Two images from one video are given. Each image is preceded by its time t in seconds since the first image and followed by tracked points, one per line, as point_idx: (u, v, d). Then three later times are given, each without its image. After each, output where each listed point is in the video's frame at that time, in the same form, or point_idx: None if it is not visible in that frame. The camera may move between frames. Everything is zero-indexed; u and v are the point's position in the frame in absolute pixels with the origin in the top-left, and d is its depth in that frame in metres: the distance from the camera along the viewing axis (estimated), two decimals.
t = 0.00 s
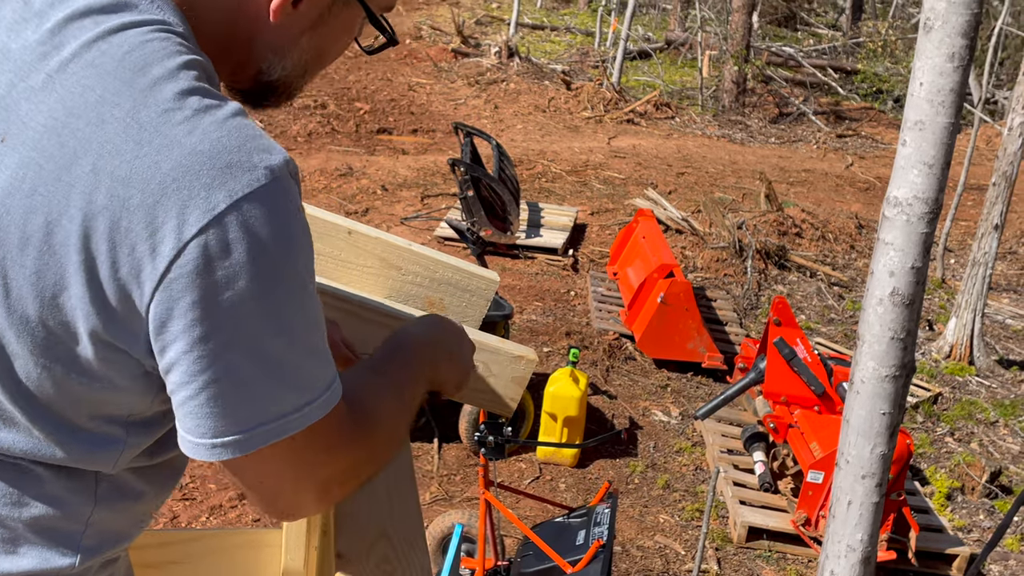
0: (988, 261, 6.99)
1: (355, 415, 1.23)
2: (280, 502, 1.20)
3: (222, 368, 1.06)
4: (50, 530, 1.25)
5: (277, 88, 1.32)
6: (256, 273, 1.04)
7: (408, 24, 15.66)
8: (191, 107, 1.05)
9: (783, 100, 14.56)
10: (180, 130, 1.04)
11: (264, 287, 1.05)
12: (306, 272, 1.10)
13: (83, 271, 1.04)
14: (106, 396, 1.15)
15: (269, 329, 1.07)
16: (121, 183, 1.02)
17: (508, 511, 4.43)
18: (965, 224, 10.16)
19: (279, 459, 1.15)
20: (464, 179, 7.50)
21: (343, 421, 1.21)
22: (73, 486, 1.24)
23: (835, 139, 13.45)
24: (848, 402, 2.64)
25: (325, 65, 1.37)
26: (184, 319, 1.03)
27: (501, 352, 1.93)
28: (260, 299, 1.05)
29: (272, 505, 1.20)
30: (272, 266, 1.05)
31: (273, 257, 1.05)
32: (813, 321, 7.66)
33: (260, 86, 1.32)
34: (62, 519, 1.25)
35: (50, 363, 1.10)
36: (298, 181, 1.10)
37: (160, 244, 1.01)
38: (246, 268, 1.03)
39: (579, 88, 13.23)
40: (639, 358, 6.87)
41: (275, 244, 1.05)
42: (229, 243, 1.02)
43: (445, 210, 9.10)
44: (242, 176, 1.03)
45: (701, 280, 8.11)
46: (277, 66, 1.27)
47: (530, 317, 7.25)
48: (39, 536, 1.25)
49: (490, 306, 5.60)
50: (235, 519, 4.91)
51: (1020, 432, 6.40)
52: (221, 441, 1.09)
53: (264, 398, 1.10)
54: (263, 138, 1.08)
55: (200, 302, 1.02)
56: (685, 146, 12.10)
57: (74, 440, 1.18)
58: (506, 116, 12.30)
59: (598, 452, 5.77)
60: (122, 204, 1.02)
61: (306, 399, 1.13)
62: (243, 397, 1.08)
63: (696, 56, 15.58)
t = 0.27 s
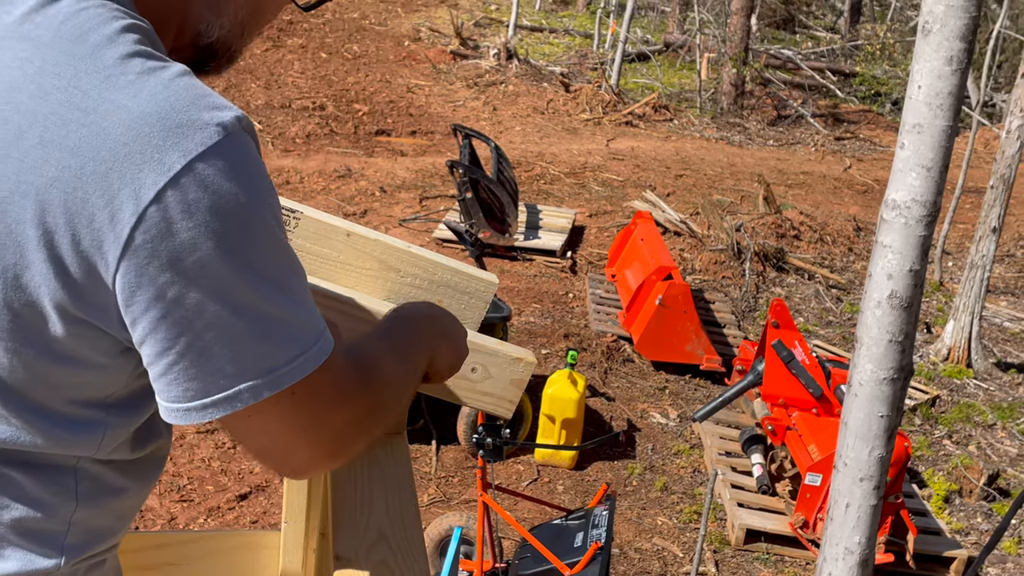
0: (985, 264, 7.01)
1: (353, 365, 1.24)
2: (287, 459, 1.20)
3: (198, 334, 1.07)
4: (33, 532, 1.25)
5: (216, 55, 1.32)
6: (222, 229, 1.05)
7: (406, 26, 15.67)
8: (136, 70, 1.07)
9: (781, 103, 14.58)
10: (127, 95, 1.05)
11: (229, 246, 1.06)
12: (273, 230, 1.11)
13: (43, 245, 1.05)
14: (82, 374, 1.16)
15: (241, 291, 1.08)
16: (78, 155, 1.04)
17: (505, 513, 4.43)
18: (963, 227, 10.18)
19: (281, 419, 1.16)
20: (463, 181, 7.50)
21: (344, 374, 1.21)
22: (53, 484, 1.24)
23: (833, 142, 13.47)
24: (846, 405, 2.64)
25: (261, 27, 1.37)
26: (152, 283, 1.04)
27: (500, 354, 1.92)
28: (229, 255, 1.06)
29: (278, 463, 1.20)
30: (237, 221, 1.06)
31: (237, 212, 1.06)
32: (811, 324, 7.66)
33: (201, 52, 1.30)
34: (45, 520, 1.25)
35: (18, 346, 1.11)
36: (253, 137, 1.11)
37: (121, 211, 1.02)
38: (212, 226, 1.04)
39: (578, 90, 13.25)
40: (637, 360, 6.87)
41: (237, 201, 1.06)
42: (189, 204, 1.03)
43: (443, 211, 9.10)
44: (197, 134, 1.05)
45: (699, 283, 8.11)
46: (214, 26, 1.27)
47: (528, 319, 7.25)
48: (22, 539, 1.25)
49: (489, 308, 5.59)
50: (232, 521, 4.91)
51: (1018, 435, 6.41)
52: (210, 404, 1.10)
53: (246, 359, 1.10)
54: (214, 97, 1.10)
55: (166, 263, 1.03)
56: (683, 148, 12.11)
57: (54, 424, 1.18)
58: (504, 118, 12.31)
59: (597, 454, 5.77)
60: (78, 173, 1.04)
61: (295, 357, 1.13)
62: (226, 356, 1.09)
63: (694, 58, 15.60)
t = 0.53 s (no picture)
0: (984, 266, 7.03)
1: (336, 322, 1.26)
2: (278, 417, 1.22)
3: (166, 297, 1.09)
4: (13, 533, 1.26)
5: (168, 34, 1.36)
6: (181, 186, 1.07)
7: (405, 27, 15.65)
8: (80, 36, 1.11)
9: (780, 105, 14.58)
10: (74, 64, 1.08)
11: (188, 205, 1.08)
12: (232, 187, 1.13)
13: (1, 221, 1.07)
14: (51, 353, 1.18)
15: (205, 251, 1.10)
16: (31, 128, 1.06)
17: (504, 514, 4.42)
18: (961, 229, 10.19)
19: (265, 372, 1.17)
20: (461, 182, 7.51)
21: (324, 330, 1.23)
22: (31, 479, 1.26)
23: (831, 144, 13.47)
24: (844, 407, 2.64)
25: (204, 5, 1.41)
26: (113, 247, 1.06)
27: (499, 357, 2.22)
28: (188, 212, 1.08)
29: (268, 420, 1.22)
30: (194, 178, 1.08)
31: (193, 168, 1.08)
32: (810, 326, 7.66)
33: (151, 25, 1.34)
34: (22, 521, 1.26)
35: None
36: (202, 96, 1.13)
37: (78, 177, 1.05)
38: (168, 184, 1.07)
39: (577, 92, 13.24)
40: (636, 361, 6.87)
41: (192, 160, 1.08)
42: (144, 166, 1.05)
43: (442, 213, 9.10)
44: (147, 94, 1.07)
45: (698, 284, 8.11)
46: None
47: (527, 320, 7.25)
48: None
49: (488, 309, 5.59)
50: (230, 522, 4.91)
51: (1016, 438, 6.42)
52: (188, 363, 1.12)
53: (217, 318, 1.12)
54: (160, 59, 1.12)
55: (127, 225, 1.06)
56: (682, 150, 12.11)
57: (30, 407, 1.20)
58: (503, 119, 12.31)
59: (595, 456, 5.77)
60: (32, 143, 1.06)
61: (273, 311, 1.16)
62: (199, 318, 1.11)
63: (693, 60, 15.60)
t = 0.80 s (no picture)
0: (983, 267, 7.03)
1: (320, 295, 1.25)
2: (257, 385, 1.21)
3: (140, 268, 1.08)
4: None
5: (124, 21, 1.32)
6: (146, 157, 1.06)
7: (404, 27, 15.65)
8: (41, 20, 1.12)
9: (779, 105, 14.59)
10: (35, 43, 1.09)
11: (156, 175, 1.07)
12: (200, 158, 1.12)
13: None
14: (28, 337, 1.17)
15: (176, 220, 1.09)
16: None
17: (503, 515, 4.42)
18: (961, 230, 10.19)
19: (246, 341, 1.16)
20: (460, 182, 7.51)
21: (309, 302, 1.22)
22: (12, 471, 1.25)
23: (830, 144, 13.48)
24: (844, 407, 2.64)
25: None
26: (81, 220, 1.05)
27: (500, 357, 2.12)
28: (155, 183, 1.07)
29: (248, 390, 1.21)
30: (159, 147, 1.07)
31: (159, 135, 1.07)
32: (809, 326, 7.67)
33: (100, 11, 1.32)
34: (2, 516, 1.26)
35: None
36: (165, 68, 1.13)
37: (42, 151, 1.04)
38: (132, 154, 1.06)
39: (576, 92, 13.24)
40: (635, 362, 6.87)
41: (156, 129, 1.07)
42: (108, 136, 1.05)
43: (441, 213, 9.10)
44: (106, 65, 1.07)
45: (697, 285, 8.12)
46: None
47: (526, 320, 7.25)
48: None
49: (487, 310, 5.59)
50: (228, 522, 4.91)
51: (1015, 438, 6.42)
52: (166, 336, 1.10)
53: (194, 290, 1.10)
54: (120, 34, 1.12)
55: (94, 196, 1.05)
56: (682, 150, 12.11)
57: (6, 394, 1.19)
58: (503, 119, 12.31)
59: (594, 456, 5.78)
60: None
61: (250, 281, 1.13)
62: (175, 290, 1.10)
63: (692, 60, 15.61)
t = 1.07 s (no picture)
0: (982, 266, 7.04)
1: (296, 287, 1.24)
2: (231, 378, 1.18)
3: (110, 256, 1.04)
4: None
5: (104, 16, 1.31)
6: (117, 142, 1.03)
7: (404, 26, 15.66)
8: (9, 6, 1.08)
9: (779, 104, 14.60)
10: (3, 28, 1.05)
11: (127, 161, 1.04)
12: (174, 146, 1.09)
13: None
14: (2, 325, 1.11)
15: (147, 207, 1.05)
16: None
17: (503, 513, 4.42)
18: (960, 229, 10.21)
19: (220, 332, 1.13)
20: (460, 181, 7.52)
21: (285, 293, 1.20)
22: None
23: (830, 144, 13.48)
24: (843, 406, 2.65)
25: None
26: (49, 206, 1.01)
27: (499, 355, 2.03)
28: (126, 169, 1.03)
29: (223, 384, 1.18)
30: (131, 132, 1.04)
31: (131, 121, 1.04)
32: (808, 325, 7.68)
33: (78, 5, 1.28)
34: None
35: None
36: (136, 56, 1.10)
37: (8, 135, 1.00)
38: (102, 139, 1.02)
39: (576, 91, 13.25)
40: (634, 361, 6.88)
41: (127, 115, 1.04)
42: (76, 120, 1.01)
43: (440, 212, 9.10)
44: (75, 50, 1.04)
45: (696, 284, 8.13)
46: None
47: (526, 319, 7.25)
48: None
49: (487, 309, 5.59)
50: (229, 521, 4.91)
51: (1014, 437, 6.43)
52: (140, 326, 1.06)
53: (168, 280, 1.07)
54: (90, 21, 1.09)
55: (63, 181, 1.01)
56: (681, 149, 12.12)
57: None
58: (502, 118, 12.31)
59: (593, 455, 5.78)
60: None
61: (226, 272, 1.10)
62: (147, 279, 1.06)
63: (692, 59, 15.63)
